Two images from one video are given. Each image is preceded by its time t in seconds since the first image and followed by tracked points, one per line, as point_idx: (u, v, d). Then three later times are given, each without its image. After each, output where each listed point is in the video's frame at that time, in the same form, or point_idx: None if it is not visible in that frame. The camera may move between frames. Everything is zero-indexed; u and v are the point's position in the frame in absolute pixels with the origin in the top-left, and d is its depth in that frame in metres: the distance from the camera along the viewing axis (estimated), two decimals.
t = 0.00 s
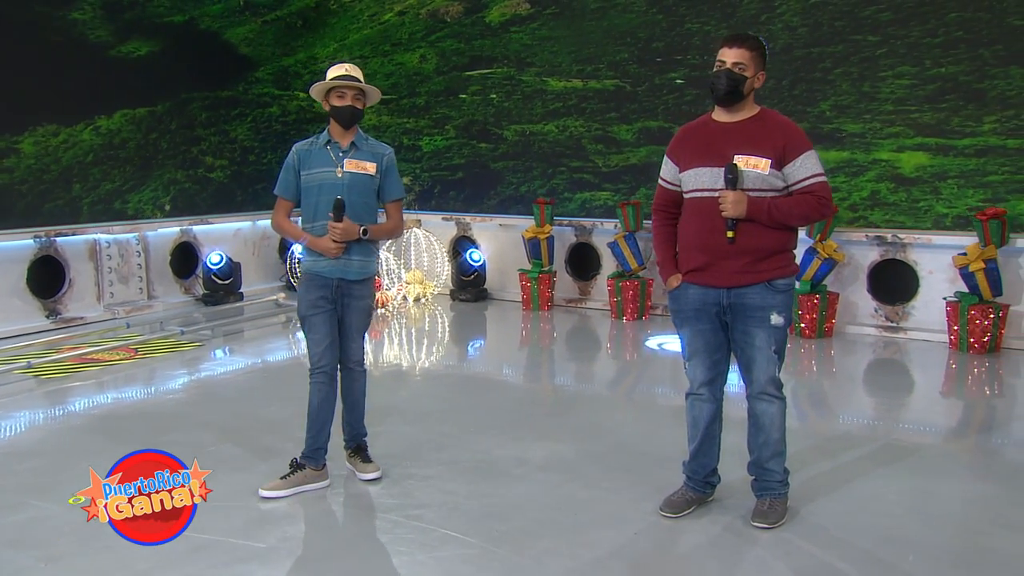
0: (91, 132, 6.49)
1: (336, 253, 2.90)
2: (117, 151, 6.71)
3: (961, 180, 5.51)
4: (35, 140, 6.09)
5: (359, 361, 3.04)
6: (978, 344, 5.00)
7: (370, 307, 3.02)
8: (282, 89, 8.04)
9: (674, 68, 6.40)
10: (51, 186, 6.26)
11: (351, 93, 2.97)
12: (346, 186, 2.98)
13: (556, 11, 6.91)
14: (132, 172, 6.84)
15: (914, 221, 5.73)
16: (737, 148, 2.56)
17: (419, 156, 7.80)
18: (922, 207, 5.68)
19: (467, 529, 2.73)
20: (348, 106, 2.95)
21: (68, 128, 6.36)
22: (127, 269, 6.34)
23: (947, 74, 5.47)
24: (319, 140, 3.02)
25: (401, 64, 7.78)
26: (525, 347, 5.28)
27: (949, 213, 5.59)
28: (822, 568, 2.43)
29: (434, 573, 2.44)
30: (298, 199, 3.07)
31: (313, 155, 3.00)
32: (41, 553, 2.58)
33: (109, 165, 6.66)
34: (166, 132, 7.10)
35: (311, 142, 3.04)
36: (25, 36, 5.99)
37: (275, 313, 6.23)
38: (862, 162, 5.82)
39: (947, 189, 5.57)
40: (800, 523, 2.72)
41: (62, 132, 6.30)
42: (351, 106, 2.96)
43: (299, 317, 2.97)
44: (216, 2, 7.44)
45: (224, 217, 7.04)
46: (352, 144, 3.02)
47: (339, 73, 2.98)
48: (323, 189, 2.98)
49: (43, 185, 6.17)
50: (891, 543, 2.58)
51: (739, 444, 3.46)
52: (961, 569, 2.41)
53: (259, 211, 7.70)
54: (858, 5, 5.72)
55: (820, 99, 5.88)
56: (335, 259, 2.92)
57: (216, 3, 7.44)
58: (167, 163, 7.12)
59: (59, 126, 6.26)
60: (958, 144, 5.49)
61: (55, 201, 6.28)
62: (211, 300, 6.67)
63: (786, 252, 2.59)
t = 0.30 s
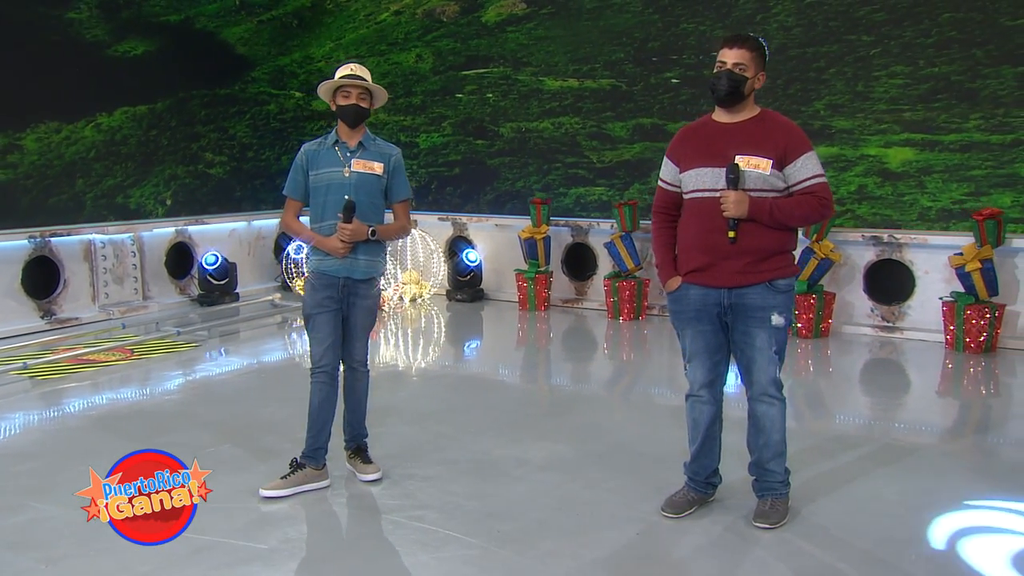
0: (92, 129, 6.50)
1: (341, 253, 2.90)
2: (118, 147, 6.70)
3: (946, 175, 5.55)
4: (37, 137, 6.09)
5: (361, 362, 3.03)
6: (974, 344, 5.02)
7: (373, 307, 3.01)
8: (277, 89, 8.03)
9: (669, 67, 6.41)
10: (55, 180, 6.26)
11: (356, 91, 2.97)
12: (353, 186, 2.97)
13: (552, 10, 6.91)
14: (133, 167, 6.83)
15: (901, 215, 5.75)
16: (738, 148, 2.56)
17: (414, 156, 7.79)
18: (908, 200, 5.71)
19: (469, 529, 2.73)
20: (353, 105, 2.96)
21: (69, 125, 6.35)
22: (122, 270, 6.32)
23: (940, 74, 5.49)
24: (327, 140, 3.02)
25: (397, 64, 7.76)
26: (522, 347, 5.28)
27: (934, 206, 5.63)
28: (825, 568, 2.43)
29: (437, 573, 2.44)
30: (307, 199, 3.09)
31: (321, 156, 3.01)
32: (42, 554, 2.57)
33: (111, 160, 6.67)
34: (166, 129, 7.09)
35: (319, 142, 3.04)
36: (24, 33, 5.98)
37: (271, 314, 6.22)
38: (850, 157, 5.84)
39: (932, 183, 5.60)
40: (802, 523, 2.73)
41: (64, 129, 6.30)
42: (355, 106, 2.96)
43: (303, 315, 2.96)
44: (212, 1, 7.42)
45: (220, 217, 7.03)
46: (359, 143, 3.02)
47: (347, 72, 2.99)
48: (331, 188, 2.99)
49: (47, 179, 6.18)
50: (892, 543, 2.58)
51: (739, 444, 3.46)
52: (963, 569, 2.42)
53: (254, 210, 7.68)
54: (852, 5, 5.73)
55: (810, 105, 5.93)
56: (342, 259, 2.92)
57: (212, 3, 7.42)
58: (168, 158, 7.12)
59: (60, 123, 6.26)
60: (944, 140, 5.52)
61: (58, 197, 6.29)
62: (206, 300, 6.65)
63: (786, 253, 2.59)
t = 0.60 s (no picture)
0: (94, 126, 6.50)
1: (344, 253, 2.90)
2: (119, 144, 6.71)
3: (931, 169, 5.57)
4: (40, 134, 6.10)
5: (361, 363, 3.02)
6: (969, 344, 5.04)
7: (375, 308, 3.00)
8: (271, 89, 8.02)
9: (665, 67, 6.41)
10: (59, 174, 6.27)
11: (360, 90, 2.97)
12: (359, 187, 2.97)
13: (548, 10, 6.90)
14: (134, 162, 6.83)
15: (886, 208, 5.76)
16: (737, 149, 2.56)
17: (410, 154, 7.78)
18: (893, 194, 5.73)
19: (471, 530, 2.73)
20: (356, 104, 2.95)
21: (71, 121, 6.36)
22: (117, 270, 6.30)
23: (933, 73, 5.50)
24: (332, 140, 3.01)
25: (393, 63, 7.74)
26: (519, 347, 5.28)
27: (919, 200, 5.65)
28: (827, 568, 2.43)
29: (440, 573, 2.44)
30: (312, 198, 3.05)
31: (326, 156, 3.00)
32: (42, 556, 2.57)
33: (112, 157, 6.67)
34: (166, 126, 7.09)
35: (324, 142, 3.03)
36: (21, 32, 5.96)
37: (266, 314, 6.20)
38: (837, 153, 5.87)
39: (916, 178, 5.64)
40: (803, 523, 2.73)
41: (66, 126, 6.30)
42: (359, 105, 2.96)
43: (306, 316, 2.95)
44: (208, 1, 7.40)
45: (216, 217, 7.02)
46: (364, 144, 3.01)
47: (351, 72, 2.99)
48: (337, 189, 2.98)
49: (52, 174, 6.19)
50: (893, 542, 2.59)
51: (737, 444, 3.47)
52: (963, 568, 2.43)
53: (249, 211, 7.66)
54: (847, 5, 5.74)
55: (811, 96, 5.90)
56: (347, 259, 2.92)
57: (208, 2, 7.40)
58: (168, 154, 7.12)
59: (62, 120, 6.27)
60: (931, 136, 5.55)
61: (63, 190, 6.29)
62: (202, 301, 6.63)
63: (785, 253, 2.60)
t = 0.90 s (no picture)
0: (95, 123, 6.53)
1: (346, 253, 2.89)
2: (122, 140, 6.74)
3: (917, 164, 5.62)
4: (42, 130, 6.14)
5: (362, 363, 3.02)
6: (965, 343, 5.05)
7: (377, 309, 3.00)
8: (266, 89, 8.00)
9: (661, 67, 6.42)
10: (63, 169, 6.34)
11: (360, 90, 2.96)
12: (361, 187, 2.97)
13: (544, 10, 6.90)
14: (135, 158, 6.85)
15: (872, 202, 5.80)
16: (737, 148, 2.56)
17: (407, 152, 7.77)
18: (880, 188, 5.77)
19: (472, 530, 2.73)
20: (356, 104, 2.95)
21: (72, 119, 6.39)
22: (112, 270, 6.28)
23: (926, 72, 5.52)
24: (335, 140, 3.00)
25: (389, 62, 7.73)
26: (515, 347, 5.28)
27: (904, 194, 5.68)
28: (829, 567, 2.44)
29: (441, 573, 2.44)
30: (314, 199, 3.05)
31: (329, 156, 2.99)
32: (43, 557, 2.56)
33: (114, 153, 6.69)
34: (166, 123, 7.10)
35: (327, 142, 3.02)
36: (17, 31, 5.94)
37: (261, 314, 6.17)
38: (827, 149, 5.90)
39: (902, 172, 5.68)
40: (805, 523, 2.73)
41: (67, 123, 6.34)
42: (359, 105, 2.95)
43: (306, 316, 2.95)
44: None
45: (211, 217, 7.01)
46: (367, 144, 3.00)
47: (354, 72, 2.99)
48: (339, 189, 2.98)
49: (56, 169, 6.26)
50: (895, 542, 2.60)
51: (737, 444, 3.47)
52: (964, 568, 2.43)
53: (244, 211, 7.64)
54: (841, 5, 5.75)
55: (807, 93, 5.91)
56: (349, 259, 2.92)
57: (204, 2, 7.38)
58: (169, 151, 7.13)
59: (64, 117, 6.30)
60: (916, 132, 5.59)
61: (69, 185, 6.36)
62: (197, 301, 6.62)
63: (786, 253, 2.60)
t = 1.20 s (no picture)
0: (97, 120, 6.54)
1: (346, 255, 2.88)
2: (123, 136, 6.75)
3: (905, 159, 5.64)
4: (45, 127, 6.16)
5: (363, 364, 3.01)
6: (962, 343, 5.07)
7: (378, 310, 2.99)
8: (262, 89, 7.98)
9: (656, 66, 6.43)
10: (69, 164, 6.39)
11: (356, 94, 2.94)
12: (361, 188, 2.96)
13: (541, 10, 6.90)
14: (137, 154, 6.86)
15: (859, 196, 5.82)
16: (741, 148, 2.57)
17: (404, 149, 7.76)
18: (868, 182, 5.79)
19: (474, 530, 2.73)
20: (353, 108, 2.93)
21: (74, 116, 6.40)
22: (107, 270, 6.26)
23: (919, 72, 5.53)
24: (335, 140, 3.00)
25: (386, 62, 7.71)
26: (513, 347, 5.28)
27: (891, 188, 5.71)
28: (832, 567, 2.44)
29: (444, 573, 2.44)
30: (314, 198, 3.06)
31: (330, 156, 3.00)
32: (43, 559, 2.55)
33: (115, 149, 6.70)
34: (166, 120, 7.11)
35: (327, 142, 3.03)
36: (15, 31, 5.93)
37: (257, 315, 6.14)
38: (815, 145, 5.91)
39: (889, 167, 5.70)
40: (806, 522, 2.74)
41: (69, 120, 6.35)
42: (355, 109, 2.93)
43: (306, 315, 2.94)
44: None
45: (208, 217, 7.00)
46: (367, 144, 3.00)
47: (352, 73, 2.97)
48: (340, 189, 2.98)
49: (63, 163, 6.31)
50: (896, 540, 2.61)
51: (737, 444, 3.48)
52: (965, 566, 2.44)
53: (240, 211, 7.63)
54: (836, 5, 5.76)
55: (802, 93, 5.92)
56: (348, 260, 2.91)
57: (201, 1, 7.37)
58: (169, 147, 7.14)
59: (65, 114, 6.31)
60: (903, 128, 5.62)
61: (71, 180, 6.38)
62: (194, 302, 6.61)
63: (789, 252, 2.61)
